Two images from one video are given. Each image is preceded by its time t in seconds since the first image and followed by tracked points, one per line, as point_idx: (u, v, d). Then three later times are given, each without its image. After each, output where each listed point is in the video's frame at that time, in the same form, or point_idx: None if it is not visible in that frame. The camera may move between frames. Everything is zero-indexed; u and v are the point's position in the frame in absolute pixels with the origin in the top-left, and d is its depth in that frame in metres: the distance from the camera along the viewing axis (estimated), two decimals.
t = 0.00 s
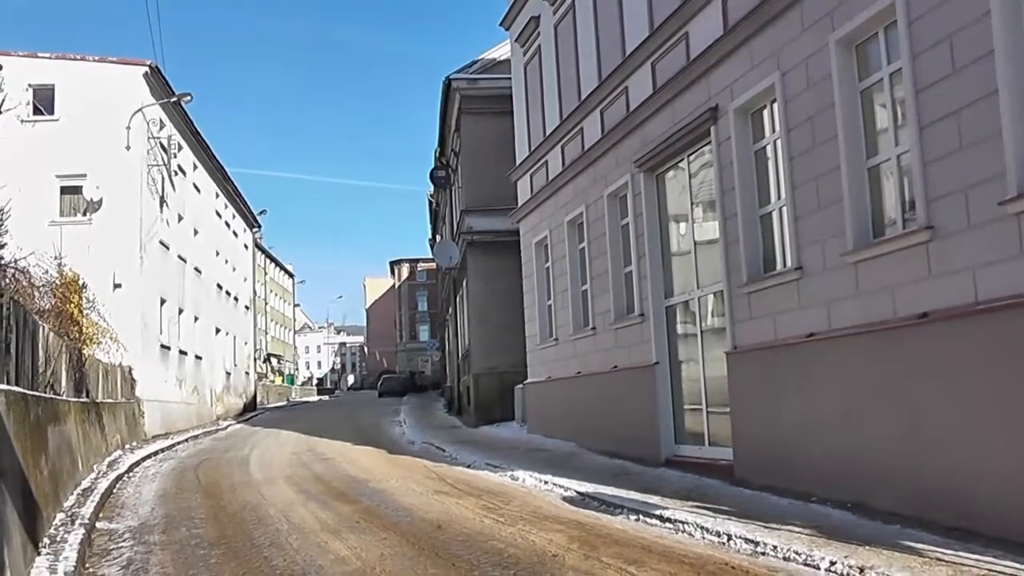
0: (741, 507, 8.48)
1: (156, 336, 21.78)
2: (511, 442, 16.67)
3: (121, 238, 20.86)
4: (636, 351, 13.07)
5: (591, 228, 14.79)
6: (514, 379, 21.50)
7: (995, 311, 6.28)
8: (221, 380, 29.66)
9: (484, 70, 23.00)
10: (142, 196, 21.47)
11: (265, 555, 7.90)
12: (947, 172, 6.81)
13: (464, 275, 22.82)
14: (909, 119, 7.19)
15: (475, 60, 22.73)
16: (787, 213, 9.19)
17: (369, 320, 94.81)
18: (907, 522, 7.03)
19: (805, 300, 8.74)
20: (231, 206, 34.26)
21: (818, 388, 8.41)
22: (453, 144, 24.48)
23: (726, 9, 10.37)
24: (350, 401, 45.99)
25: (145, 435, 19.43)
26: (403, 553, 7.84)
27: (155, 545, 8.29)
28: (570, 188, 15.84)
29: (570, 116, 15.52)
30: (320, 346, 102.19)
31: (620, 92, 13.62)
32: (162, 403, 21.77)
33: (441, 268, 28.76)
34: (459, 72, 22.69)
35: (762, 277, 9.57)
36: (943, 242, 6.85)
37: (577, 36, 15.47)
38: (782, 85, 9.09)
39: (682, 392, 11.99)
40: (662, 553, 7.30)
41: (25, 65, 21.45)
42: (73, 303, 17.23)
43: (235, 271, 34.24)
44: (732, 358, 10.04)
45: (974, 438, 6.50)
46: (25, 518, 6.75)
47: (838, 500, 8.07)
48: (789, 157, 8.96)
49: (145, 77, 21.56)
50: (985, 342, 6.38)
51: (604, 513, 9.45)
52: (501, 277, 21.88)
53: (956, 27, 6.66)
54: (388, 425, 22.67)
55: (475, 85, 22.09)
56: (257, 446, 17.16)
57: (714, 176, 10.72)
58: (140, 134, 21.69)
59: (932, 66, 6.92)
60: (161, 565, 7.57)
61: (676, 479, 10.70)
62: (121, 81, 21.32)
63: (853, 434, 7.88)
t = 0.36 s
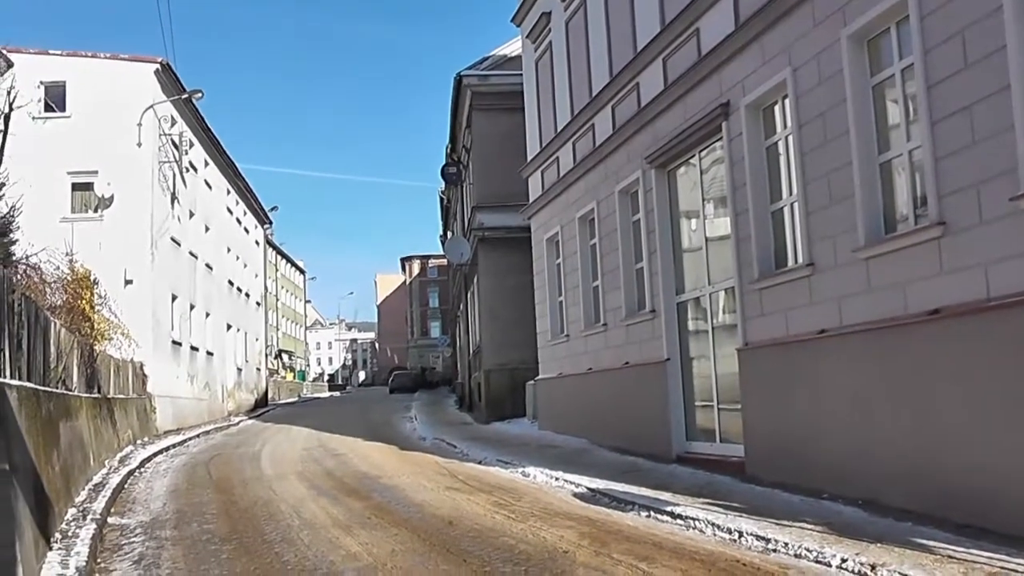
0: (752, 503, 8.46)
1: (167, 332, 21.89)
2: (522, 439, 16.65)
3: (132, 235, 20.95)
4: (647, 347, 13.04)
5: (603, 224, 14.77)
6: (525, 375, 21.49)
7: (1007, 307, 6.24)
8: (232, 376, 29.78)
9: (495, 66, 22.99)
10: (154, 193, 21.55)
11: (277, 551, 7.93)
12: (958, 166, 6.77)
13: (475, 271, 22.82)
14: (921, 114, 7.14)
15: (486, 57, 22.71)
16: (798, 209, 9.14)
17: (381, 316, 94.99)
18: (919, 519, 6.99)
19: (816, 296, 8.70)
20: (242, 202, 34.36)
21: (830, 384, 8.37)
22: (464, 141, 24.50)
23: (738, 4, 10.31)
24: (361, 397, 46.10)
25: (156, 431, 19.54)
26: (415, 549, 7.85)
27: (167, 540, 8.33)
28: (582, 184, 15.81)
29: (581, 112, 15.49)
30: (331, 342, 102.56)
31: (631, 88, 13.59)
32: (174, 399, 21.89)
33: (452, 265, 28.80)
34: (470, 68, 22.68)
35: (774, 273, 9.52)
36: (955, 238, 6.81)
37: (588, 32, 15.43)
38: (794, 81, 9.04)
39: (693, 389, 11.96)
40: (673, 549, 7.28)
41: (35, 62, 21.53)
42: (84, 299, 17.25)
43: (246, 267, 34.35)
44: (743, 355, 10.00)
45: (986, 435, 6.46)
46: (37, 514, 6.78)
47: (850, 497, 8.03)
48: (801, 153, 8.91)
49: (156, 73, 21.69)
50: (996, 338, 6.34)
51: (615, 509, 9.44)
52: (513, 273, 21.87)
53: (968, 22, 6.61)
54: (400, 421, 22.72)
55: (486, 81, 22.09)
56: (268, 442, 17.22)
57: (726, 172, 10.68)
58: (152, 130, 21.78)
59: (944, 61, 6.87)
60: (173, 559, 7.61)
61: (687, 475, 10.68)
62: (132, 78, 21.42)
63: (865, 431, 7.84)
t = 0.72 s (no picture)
0: (762, 500, 8.44)
1: (178, 328, 22.00)
2: (532, 435, 16.65)
3: (143, 231, 21.04)
4: (657, 344, 13.01)
5: (613, 220, 14.74)
6: (535, 371, 21.49)
7: (1018, 303, 6.20)
8: (242, 373, 29.90)
9: (505, 62, 22.97)
10: (165, 190, 21.63)
11: (288, 546, 7.97)
12: (969, 162, 6.72)
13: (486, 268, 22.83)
14: (932, 110, 7.10)
15: (497, 53, 22.70)
16: (809, 205, 9.10)
17: (391, 313, 95.18)
18: (929, 516, 6.96)
19: (827, 292, 8.66)
20: (252, 199, 34.47)
21: (840, 381, 8.34)
22: (475, 137, 24.51)
23: None
24: (371, 393, 46.22)
25: (167, 427, 19.64)
26: (425, 545, 7.87)
27: (178, 536, 8.38)
28: (592, 180, 15.78)
29: (591, 108, 15.45)
30: (341, 338, 102.87)
31: (641, 85, 13.55)
32: (184, 395, 21.99)
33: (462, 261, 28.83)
34: (480, 64, 22.67)
35: (784, 269, 9.49)
36: (966, 234, 6.77)
37: (598, 28, 15.40)
38: (804, 77, 9.00)
39: (703, 385, 11.93)
40: (683, 546, 7.28)
41: (46, 59, 21.60)
42: (95, 296, 17.30)
43: (256, 263, 34.46)
44: (753, 351, 9.97)
45: (998, 432, 6.43)
46: (48, 509, 6.83)
47: (860, 494, 8.01)
48: (811, 149, 8.87)
49: (166, 70, 21.72)
50: (1008, 335, 6.31)
51: (625, 506, 9.43)
52: (523, 269, 21.87)
53: (979, 17, 6.57)
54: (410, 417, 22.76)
55: (497, 78, 22.10)
56: (279, 438, 17.28)
57: (736, 168, 10.64)
58: (162, 127, 21.86)
59: (955, 57, 6.83)
60: (184, 554, 7.66)
61: (697, 472, 10.66)
62: (142, 75, 21.48)
63: (875, 428, 7.81)
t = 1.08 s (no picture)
0: (773, 496, 8.42)
1: (188, 324, 22.11)
2: (543, 431, 16.66)
3: (153, 228, 21.14)
4: (668, 340, 12.99)
5: (624, 216, 14.71)
6: (546, 367, 21.49)
7: None
8: (253, 368, 30.03)
9: (515, 58, 22.96)
10: (175, 187, 21.72)
11: (299, 542, 8.00)
12: (981, 157, 6.68)
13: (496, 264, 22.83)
14: (944, 104, 7.05)
15: (507, 49, 22.68)
16: (820, 200, 9.06)
17: (402, 309, 95.34)
18: (941, 512, 6.93)
19: (838, 287, 8.62)
20: (263, 196, 34.56)
21: (851, 377, 8.30)
22: (485, 133, 24.50)
23: None
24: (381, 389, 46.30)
25: (178, 423, 19.73)
26: (436, 541, 7.88)
27: (189, 531, 8.43)
28: (603, 176, 15.74)
29: (602, 104, 15.42)
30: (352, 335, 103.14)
31: (652, 80, 13.51)
32: (196, 391, 22.11)
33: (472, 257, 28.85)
34: (490, 60, 22.66)
35: (795, 265, 9.45)
36: (978, 229, 6.73)
37: (609, 23, 15.36)
38: (815, 71, 8.95)
39: (714, 381, 11.91)
40: (695, 542, 7.26)
41: (57, 57, 21.65)
42: (107, 292, 17.52)
43: (267, 260, 34.56)
44: (764, 347, 9.94)
45: (1011, 428, 6.40)
46: (59, 505, 6.87)
47: (871, 490, 7.98)
48: (822, 143, 8.83)
49: (176, 67, 21.81)
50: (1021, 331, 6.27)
51: (636, 502, 9.43)
52: (534, 266, 21.86)
53: (990, 11, 6.52)
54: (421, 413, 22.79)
55: (506, 74, 22.16)
56: (290, 434, 17.33)
57: (747, 163, 10.60)
58: (173, 124, 21.95)
59: (966, 51, 6.78)
60: (195, 550, 7.70)
61: (708, 468, 10.65)
62: (152, 72, 21.57)
63: (886, 424, 7.77)
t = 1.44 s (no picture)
0: (784, 492, 8.40)
1: (200, 320, 22.23)
2: (554, 427, 16.66)
3: (164, 224, 21.23)
4: (679, 335, 12.97)
5: (635, 211, 14.68)
6: (557, 363, 21.48)
7: None
8: (264, 364, 30.15)
9: (526, 54, 22.95)
10: (186, 183, 21.81)
11: (310, 537, 8.03)
12: (993, 151, 6.64)
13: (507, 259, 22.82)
14: (955, 98, 7.01)
15: (517, 44, 22.67)
16: (831, 195, 9.01)
17: (413, 305, 95.49)
18: (952, 508, 6.90)
19: (849, 283, 8.58)
20: (273, 192, 34.66)
21: (862, 373, 8.27)
22: (496, 129, 24.49)
23: None
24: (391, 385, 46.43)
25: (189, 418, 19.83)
26: (448, 536, 7.89)
27: (201, 527, 8.47)
28: (613, 171, 15.71)
29: (613, 99, 15.38)
30: (363, 331, 103.41)
31: (663, 75, 13.46)
32: (207, 387, 22.21)
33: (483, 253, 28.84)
34: (501, 56, 22.65)
35: (806, 260, 9.41)
36: (989, 224, 6.70)
37: (620, 18, 15.32)
38: (826, 66, 8.91)
39: (726, 376, 11.87)
40: (706, 538, 7.25)
41: (68, 54, 21.79)
42: (117, 287, 17.87)
43: (277, 256, 34.66)
44: (775, 343, 9.90)
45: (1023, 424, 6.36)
46: (71, 500, 6.93)
47: (882, 486, 7.95)
48: (834, 138, 8.78)
49: (187, 63, 21.90)
50: None
51: (647, 497, 9.42)
52: (545, 261, 21.84)
53: (1002, 4, 6.47)
54: (431, 409, 22.84)
55: (517, 70, 22.16)
56: (301, 430, 17.38)
57: (758, 158, 10.56)
58: (183, 120, 22.04)
59: (978, 45, 6.74)
60: (207, 545, 7.74)
61: (719, 464, 10.62)
62: (163, 69, 21.65)
63: (898, 419, 7.74)
